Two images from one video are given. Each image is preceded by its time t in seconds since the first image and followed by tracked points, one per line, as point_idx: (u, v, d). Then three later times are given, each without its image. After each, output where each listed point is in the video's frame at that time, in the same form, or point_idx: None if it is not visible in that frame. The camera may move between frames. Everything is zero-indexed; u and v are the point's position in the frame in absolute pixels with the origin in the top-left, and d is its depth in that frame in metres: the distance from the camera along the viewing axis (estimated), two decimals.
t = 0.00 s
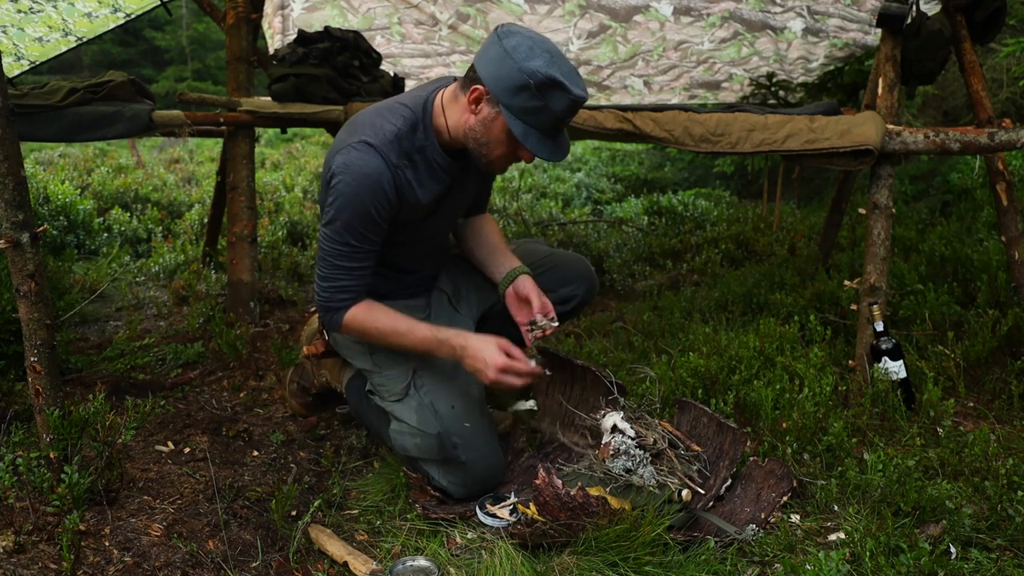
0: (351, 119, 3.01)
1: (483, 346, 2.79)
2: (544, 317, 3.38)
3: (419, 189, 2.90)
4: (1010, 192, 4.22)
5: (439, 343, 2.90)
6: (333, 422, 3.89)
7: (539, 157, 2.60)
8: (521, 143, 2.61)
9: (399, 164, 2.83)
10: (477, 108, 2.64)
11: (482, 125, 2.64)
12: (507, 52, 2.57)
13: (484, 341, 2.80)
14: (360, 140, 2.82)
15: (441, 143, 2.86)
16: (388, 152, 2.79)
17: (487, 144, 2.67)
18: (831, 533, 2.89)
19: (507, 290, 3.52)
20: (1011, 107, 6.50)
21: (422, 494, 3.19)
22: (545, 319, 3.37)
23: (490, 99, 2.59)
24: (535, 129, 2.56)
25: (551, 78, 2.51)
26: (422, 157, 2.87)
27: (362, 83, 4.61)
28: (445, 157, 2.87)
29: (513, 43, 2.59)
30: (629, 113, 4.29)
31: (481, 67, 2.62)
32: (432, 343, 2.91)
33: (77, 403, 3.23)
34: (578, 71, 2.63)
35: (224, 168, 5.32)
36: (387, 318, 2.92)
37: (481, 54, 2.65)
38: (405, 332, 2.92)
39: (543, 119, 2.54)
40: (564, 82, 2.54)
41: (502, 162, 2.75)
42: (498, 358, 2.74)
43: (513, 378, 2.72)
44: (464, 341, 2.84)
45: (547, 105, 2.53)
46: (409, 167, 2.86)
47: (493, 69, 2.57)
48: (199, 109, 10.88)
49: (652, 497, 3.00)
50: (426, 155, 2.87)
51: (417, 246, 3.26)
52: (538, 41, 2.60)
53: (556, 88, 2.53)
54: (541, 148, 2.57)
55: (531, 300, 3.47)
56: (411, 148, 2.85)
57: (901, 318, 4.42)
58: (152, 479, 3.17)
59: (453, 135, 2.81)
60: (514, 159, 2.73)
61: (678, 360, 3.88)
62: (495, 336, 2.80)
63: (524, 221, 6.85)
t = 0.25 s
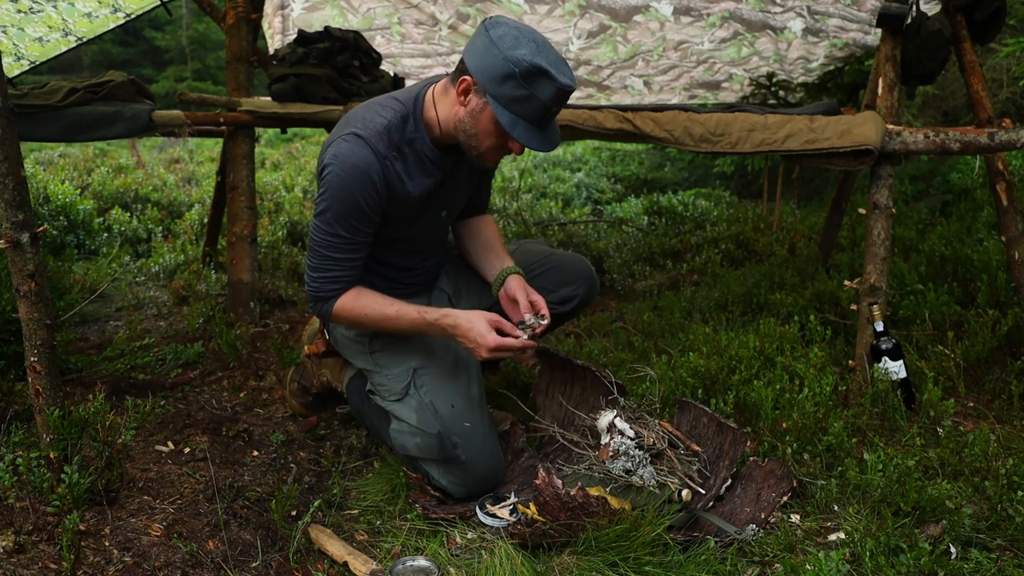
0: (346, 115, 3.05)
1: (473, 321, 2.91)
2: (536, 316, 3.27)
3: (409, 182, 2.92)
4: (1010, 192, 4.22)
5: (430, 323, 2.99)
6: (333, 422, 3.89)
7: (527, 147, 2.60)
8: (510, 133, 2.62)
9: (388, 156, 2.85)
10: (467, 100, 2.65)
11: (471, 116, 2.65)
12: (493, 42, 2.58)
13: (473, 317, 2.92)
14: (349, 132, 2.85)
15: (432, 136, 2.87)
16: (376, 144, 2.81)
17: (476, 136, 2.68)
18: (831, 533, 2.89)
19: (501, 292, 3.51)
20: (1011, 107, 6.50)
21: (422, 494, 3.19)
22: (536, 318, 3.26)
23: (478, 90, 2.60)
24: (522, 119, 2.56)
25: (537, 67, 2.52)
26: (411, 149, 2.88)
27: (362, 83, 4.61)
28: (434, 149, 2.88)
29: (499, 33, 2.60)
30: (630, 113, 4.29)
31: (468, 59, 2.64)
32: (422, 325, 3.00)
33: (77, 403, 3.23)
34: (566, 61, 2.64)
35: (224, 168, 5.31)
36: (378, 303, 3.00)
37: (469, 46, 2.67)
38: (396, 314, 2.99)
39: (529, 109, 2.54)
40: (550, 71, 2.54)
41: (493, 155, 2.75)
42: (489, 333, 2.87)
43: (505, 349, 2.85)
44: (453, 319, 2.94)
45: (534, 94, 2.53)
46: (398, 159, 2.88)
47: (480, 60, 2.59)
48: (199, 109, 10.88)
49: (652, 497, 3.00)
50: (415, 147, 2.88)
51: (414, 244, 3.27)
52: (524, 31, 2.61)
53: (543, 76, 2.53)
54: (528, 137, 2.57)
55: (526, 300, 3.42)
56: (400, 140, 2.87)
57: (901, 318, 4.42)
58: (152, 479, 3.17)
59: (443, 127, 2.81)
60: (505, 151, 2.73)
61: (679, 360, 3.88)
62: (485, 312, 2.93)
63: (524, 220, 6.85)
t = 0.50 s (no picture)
0: (346, 113, 3.05)
1: (470, 319, 2.93)
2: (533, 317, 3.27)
3: (409, 180, 2.91)
4: (1010, 192, 4.22)
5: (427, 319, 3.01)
6: (333, 422, 3.89)
7: (529, 146, 2.62)
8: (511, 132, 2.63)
9: (388, 153, 2.85)
10: (468, 99, 2.66)
11: (472, 115, 2.66)
12: (495, 41, 2.58)
13: (470, 314, 2.94)
14: (349, 129, 2.84)
15: (433, 134, 2.87)
16: (376, 141, 2.81)
17: (478, 134, 2.69)
18: (831, 533, 2.88)
19: (494, 295, 3.51)
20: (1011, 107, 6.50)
21: (422, 494, 3.19)
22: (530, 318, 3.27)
23: (480, 88, 2.61)
24: (524, 118, 2.57)
25: (539, 66, 2.52)
26: (411, 147, 2.88)
27: (362, 83, 4.62)
28: (434, 147, 2.88)
29: (501, 32, 2.60)
30: (630, 113, 4.29)
31: (470, 57, 2.64)
32: (420, 321, 3.02)
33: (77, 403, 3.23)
34: (568, 60, 2.64)
35: (224, 168, 5.31)
36: (377, 299, 3.01)
37: (470, 43, 2.67)
38: (395, 311, 3.01)
39: (531, 108, 2.55)
40: (552, 70, 2.55)
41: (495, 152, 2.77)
42: (485, 331, 2.89)
43: (500, 349, 2.86)
44: (450, 316, 2.97)
45: (535, 93, 2.54)
46: (398, 157, 2.87)
47: (482, 59, 2.59)
48: (199, 109, 10.87)
49: (652, 497, 3.00)
50: (415, 144, 2.88)
51: (413, 242, 3.27)
52: (526, 29, 2.61)
53: (544, 76, 2.53)
54: (530, 137, 2.58)
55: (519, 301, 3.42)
56: (401, 138, 2.87)
57: (901, 318, 4.42)
58: (152, 479, 3.17)
59: (444, 125, 2.82)
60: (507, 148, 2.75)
61: (678, 360, 3.88)
62: (481, 310, 2.94)
63: (524, 220, 6.85)
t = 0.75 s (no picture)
0: (347, 113, 3.04)
1: (468, 313, 2.94)
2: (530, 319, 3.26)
3: (409, 181, 2.91)
4: (1010, 192, 4.22)
5: (427, 314, 3.03)
6: (333, 422, 3.89)
7: (531, 150, 2.60)
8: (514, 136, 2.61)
9: (389, 155, 2.84)
10: (470, 103, 2.65)
11: (475, 119, 2.64)
12: (498, 45, 2.58)
13: (467, 309, 2.94)
14: (350, 130, 2.84)
15: (433, 137, 2.87)
16: (377, 143, 2.81)
17: (479, 138, 2.67)
18: (831, 533, 2.88)
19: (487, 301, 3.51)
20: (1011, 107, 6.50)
21: (422, 494, 3.19)
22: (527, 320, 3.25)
23: (482, 92, 2.60)
24: (527, 122, 2.56)
25: (542, 70, 2.52)
26: (413, 149, 2.88)
27: (362, 83, 4.62)
28: (436, 150, 2.88)
29: (505, 36, 2.60)
30: (630, 113, 4.29)
31: (473, 61, 2.63)
32: (420, 316, 3.04)
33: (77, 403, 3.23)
34: (571, 65, 2.63)
35: (224, 168, 5.31)
36: (377, 296, 3.03)
37: (474, 48, 2.66)
38: (394, 308, 3.03)
39: (534, 112, 2.54)
40: (555, 74, 2.54)
41: (496, 157, 2.74)
42: (481, 326, 2.89)
43: (495, 343, 2.86)
44: (449, 311, 2.98)
45: (539, 97, 2.53)
46: (398, 159, 2.87)
47: (485, 63, 2.58)
48: (199, 109, 10.87)
49: (652, 497, 3.00)
50: (417, 146, 2.87)
51: (413, 243, 3.27)
52: (530, 34, 2.60)
53: (547, 80, 2.53)
54: (533, 140, 2.56)
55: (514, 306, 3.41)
56: (402, 139, 2.86)
57: (901, 318, 4.42)
58: (152, 479, 3.17)
59: (445, 128, 2.81)
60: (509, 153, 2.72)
61: (678, 360, 3.88)
62: (478, 305, 2.95)
63: (524, 220, 6.85)
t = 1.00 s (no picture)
0: (347, 115, 3.03)
1: (471, 310, 2.95)
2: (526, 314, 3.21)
3: (410, 184, 2.91)
4: (1010, 192, 4.22)
5: (430, 311, 3.04)
6: (333, 422, 3.90)
7: (531, 155, 2.61)
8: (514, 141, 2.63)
9: (390, 158, 2.84)
10: (470, 108, 2.65)
11: (476, 124, 2.65)
12: (499, 49, 2.57)
13: (471, 304, 2.96)
14: (351, 133, 2.83)
15: (434, 140, 2.87)
16: (378, 146, 2.80)
17: (481, 142, 2.68)
18: (831, 533, 2.88)
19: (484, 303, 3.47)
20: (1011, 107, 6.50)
21: (422, 494, 3.18)
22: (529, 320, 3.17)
23: (483, 97, 2.60)
24: (527, 127, 2.57)
25: (542, 76, 2.51)
26: (413, 152, 2.87)
27: (362, 83, 4.62)
28: (437, 153, 2.88)
29: (505, 39, 2.59)
30: (630, 113, 4.29)
31: (473, 65, 2.63)
32: (423, 314, 3.05)
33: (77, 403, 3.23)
34: (572, 69, 2.63)
35: (225, 168, 5.31)
36: (380, 296, 3.04)
37: (474, 51, 2.66)
38: (397, 307, 3.04)
39: (534, 118, 2.55)
40: (556, 80, 2.54)
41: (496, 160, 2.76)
42: (483, 324, 2.90)
43: (497, 341, 2.87)
44: (453, 307, 2.99)
45: (539, 103, 2.53)
46: (399, 162, 2.86)
47: (486, 67, 2.58)
48: (199, 109, 10.87)
49: (652, 497, 3.00)
50: (417, 149, 2.87)
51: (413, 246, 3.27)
52: (530, 37, 2.59)
53: (548, 85, 2.53)
54: (533, 146, 2.58)
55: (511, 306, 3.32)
56: (403, 143, 2.86)
57: (901, 318, 4.42)
58: (152, 479, 3.17)
59: (446, 131, 2.82)
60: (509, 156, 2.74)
61: (678, 360, 3.88)
62: (481, 301, 2.97)
63: (524, 220, 6.85)
